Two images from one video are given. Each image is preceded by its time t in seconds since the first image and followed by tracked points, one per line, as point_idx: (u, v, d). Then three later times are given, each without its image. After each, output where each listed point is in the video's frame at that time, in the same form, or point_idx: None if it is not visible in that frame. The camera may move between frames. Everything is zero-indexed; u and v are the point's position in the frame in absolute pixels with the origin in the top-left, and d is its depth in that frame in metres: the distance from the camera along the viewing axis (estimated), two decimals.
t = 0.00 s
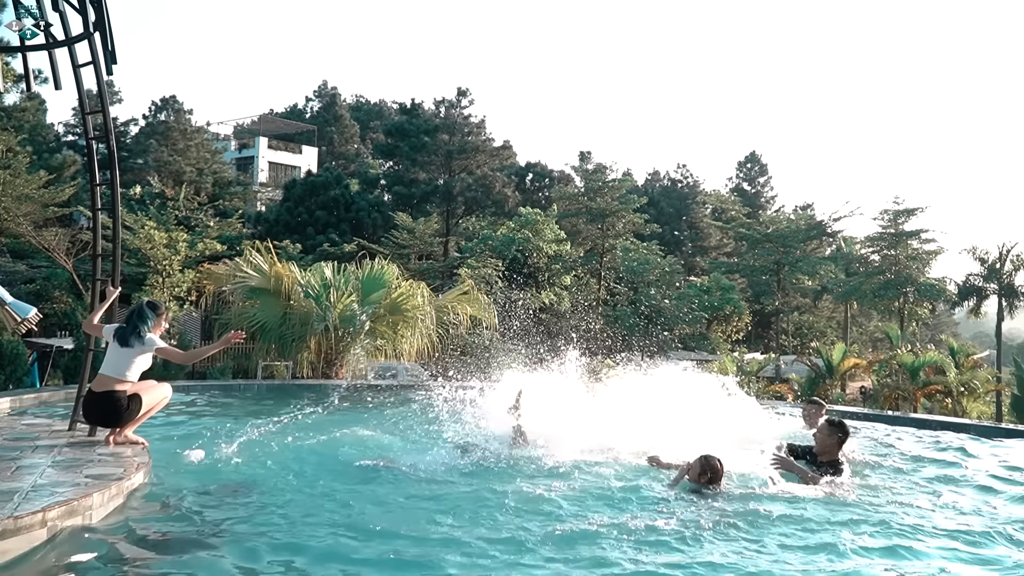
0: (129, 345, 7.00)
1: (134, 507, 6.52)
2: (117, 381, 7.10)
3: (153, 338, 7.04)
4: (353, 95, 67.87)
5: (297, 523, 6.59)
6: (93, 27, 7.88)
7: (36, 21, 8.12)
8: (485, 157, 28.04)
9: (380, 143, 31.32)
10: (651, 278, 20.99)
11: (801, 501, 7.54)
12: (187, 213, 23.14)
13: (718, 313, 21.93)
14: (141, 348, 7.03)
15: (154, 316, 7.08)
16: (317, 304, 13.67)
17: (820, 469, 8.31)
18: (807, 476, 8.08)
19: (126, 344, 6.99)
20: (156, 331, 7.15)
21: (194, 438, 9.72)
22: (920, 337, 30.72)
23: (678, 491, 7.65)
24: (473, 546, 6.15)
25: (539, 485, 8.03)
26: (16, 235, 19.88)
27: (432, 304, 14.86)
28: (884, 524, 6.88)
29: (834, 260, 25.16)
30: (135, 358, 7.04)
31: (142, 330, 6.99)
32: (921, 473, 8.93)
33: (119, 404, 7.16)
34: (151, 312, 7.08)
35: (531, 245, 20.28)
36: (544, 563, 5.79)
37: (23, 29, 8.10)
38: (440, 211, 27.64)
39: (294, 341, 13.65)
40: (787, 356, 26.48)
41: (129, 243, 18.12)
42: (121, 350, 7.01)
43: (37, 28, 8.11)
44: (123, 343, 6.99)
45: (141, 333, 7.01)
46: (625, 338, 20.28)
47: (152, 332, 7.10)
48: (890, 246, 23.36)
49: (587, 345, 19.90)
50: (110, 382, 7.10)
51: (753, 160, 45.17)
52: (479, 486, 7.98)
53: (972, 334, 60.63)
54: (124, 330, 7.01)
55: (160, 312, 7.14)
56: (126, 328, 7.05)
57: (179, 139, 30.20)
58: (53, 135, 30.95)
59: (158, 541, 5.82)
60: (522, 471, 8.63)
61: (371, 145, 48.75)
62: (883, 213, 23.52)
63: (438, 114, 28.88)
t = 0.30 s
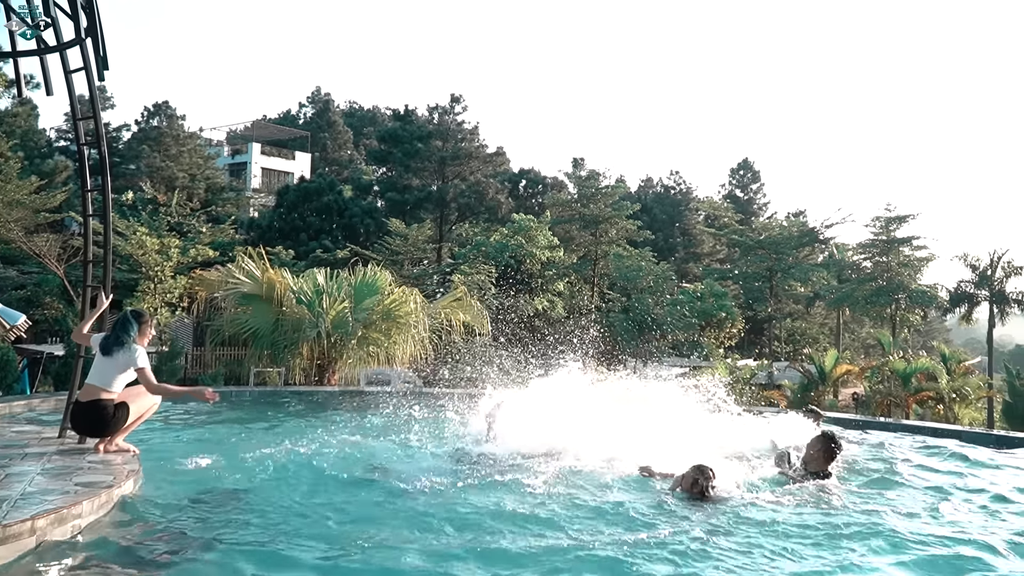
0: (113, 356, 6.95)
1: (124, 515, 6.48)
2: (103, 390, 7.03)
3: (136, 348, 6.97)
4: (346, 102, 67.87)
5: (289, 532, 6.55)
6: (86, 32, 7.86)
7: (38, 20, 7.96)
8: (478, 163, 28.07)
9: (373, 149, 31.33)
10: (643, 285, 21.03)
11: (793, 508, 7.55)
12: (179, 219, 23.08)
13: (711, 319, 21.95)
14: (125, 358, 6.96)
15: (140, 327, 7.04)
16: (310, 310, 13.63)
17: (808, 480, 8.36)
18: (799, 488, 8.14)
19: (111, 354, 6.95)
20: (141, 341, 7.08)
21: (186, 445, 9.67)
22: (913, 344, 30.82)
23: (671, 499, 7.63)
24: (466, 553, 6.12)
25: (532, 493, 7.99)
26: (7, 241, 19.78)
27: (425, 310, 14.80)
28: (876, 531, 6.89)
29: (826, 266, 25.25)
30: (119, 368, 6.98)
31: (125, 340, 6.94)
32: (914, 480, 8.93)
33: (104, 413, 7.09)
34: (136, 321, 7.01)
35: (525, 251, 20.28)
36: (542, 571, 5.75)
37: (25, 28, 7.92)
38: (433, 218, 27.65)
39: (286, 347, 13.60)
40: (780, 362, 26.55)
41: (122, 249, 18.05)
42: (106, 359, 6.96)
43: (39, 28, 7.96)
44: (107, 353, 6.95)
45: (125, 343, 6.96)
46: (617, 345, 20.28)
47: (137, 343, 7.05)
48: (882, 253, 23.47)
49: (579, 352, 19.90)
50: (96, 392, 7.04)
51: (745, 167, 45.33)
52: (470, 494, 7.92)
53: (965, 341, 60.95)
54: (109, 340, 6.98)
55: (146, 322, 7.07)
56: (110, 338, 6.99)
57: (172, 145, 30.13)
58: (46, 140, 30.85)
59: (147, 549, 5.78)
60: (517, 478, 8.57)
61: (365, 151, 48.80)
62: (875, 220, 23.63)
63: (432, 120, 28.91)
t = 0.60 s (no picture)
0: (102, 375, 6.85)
1: (115, 523, 6.46)
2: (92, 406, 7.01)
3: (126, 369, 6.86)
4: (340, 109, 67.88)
5: (280, 540, 6.52)
6: (77, 39, 7.83)
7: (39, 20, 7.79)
8: (472, 170, 28.09)
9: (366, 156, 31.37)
10: (636, 292, 21.05)
11: (786, 515, 7.56)
12: (172, 225, 23.04)
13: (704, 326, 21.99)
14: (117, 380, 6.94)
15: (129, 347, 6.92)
16: (303, 317, 13.65)
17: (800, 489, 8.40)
18: (792, 496, 8.16)
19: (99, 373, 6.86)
20: (131, 357, 6.99)
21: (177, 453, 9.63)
22: (905, 351, 30.91)
23: (664, 508, 7.62)
24: (459, 562, 6.10)
25: (526, 501, 7.98)
26: None
27: (417, 316, 14.78)
28: (869, 538, 6.91)
29: (818, 273, 25.33)
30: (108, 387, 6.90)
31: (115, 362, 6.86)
32: (906, 487, 8.95)
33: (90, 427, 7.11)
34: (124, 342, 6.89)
35: (518, 258, 20.26)
36: None
37: (23, 28, 7.80)
38: (426, 224, 27.66)
39: (279, 354, 13.59)
40: (773, 369, 26.61)
41: (113, 256, 17.99)
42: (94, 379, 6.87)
43: (40, 28, 7.81)
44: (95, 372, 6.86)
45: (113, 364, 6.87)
46: (611, 352, 20.29)
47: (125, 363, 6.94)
48: (874, 260, 23.56)
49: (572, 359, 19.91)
50: (81, 406, 7.00)
51: (738, 174, 45.49)
52: (463, 502, 7.90)
53: (957, 348, 61.15)
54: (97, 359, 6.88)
55: (133, 339, 6.92)
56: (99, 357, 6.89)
57: (164, 151, 30.06)
58: (38, 147, 30.75)
59: (138, 558, 5.75)
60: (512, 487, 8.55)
61: (358, 158, 48.87)
62: (867, 227, 23.73)
63: (425, 127, 28.92)
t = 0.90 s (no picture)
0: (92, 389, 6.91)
1: (105, 534, 6.41)
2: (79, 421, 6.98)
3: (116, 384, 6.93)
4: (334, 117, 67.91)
5: (272, 548, 6.49)
6: (69, 46, 7.81)
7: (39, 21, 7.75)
8: (465, 177, 28.08)
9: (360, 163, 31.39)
10: (629, 299, 21.05)
11: (780, 524, 7.54)
12: (164, 233, 22.98)
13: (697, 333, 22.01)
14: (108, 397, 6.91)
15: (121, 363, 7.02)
16: (295, 325, 13.55)
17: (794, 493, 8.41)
18: (786, 505, 8.13)
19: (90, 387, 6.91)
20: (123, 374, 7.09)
21: (169, 462, 9.57)
22: (897, 357, 30.98)
23: (657, 516, 7.59)
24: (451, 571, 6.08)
25: (520, 509, 7.95)
26: None
27: (410, 325, 14.74)
28: (864, 546, 6.91)
29: (811, 280, 25.41)
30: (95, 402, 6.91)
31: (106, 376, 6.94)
32: (900, 494, 8.95)
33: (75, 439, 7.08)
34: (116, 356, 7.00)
35: (511, 265, 20.23)
36: None
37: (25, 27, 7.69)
38: (419, 231, 27.67)
39: (271, 363, 13.51)
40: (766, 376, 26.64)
41: (105, 263, 17.92)
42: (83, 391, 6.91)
43: (39, 28, 7.78)
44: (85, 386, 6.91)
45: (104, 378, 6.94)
46: (604, 359, 20.29)
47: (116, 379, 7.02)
48: (866, 266, 23.64)
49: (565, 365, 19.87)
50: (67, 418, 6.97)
51: (731, 182, 45.66)
52: (457, 510, 7.87)
53: (949, 354, 61.36)
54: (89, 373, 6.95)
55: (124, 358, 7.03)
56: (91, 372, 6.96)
57: (157, 159, 30.00)
58: (29, 154, 30.66)
59: (128, 568, 5.70)
60: (505, 495, 8.52)
61: (351, 165, 48.89)
62: (859, 234, 23.80)
63: (419, 134, 28.93)
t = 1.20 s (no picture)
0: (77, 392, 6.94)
1: (93, 546, 6.34)
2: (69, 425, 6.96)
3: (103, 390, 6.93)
4: (326, 125, 67.84)
5: (264, 559, 6.45)
6: (60, 56, 7.80)
7: (40, 21, 7.52)
8: (457, 186, 28.10)
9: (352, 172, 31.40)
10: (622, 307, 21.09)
11: (774, 532, 7.53)
12: (156, 242, 22.92)
13: (689, 341, 22.05)
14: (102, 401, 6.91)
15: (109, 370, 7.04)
16: (286, 334, 13.51)
17: (788, 501, 8.39)
18: (777, 514, 8.11)
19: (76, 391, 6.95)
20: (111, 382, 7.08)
21: (157, 472, 9.48)
22: (889, 365, 31.08)
23: (650, 524, 7.57)
24: None
25: (510, 518, 7.94)
26: None
27: (403, 333, 14.68)
28: (859, 554, 6.90)
29: (802, 288, 25.49)
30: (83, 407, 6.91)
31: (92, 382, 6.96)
32: (894, 502, 8.95)
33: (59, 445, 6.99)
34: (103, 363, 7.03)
35: (504, 274, 20.22)
36: None
37: (24, 29, 7.52)
38: (412, 240, 27.67)
39: (262, 372, 13.45)
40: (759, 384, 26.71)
41: (96, 272, 17.85)
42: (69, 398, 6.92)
43: (40, 29, 7.55)
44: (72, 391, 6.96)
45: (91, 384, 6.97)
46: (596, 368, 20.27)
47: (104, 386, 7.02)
48: (858, 275, 23.72)
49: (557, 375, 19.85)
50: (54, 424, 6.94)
51: (723, 191, 45.79)
52: (449, 520, 7.85)
53: (941, 362, 61.61)
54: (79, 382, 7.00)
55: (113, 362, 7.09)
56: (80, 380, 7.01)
57: (148, 167, 29.92)
58: (20, 163, 30.56)
59: None
60: (497, 505, 8.49)
61: (344, 174, 48.94)
62: (850, 243, 23.90)
63: (411, 143, 28.93)
